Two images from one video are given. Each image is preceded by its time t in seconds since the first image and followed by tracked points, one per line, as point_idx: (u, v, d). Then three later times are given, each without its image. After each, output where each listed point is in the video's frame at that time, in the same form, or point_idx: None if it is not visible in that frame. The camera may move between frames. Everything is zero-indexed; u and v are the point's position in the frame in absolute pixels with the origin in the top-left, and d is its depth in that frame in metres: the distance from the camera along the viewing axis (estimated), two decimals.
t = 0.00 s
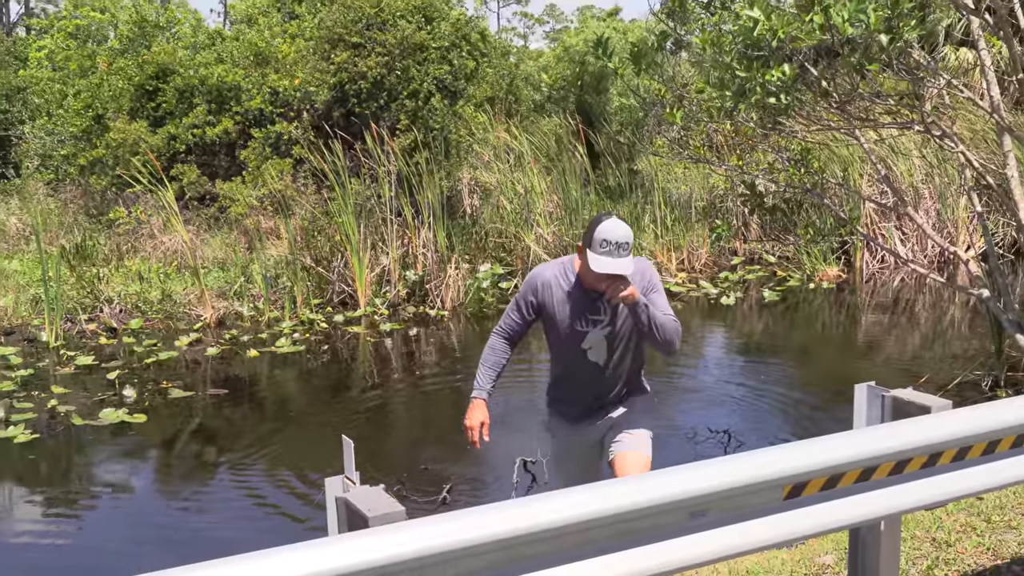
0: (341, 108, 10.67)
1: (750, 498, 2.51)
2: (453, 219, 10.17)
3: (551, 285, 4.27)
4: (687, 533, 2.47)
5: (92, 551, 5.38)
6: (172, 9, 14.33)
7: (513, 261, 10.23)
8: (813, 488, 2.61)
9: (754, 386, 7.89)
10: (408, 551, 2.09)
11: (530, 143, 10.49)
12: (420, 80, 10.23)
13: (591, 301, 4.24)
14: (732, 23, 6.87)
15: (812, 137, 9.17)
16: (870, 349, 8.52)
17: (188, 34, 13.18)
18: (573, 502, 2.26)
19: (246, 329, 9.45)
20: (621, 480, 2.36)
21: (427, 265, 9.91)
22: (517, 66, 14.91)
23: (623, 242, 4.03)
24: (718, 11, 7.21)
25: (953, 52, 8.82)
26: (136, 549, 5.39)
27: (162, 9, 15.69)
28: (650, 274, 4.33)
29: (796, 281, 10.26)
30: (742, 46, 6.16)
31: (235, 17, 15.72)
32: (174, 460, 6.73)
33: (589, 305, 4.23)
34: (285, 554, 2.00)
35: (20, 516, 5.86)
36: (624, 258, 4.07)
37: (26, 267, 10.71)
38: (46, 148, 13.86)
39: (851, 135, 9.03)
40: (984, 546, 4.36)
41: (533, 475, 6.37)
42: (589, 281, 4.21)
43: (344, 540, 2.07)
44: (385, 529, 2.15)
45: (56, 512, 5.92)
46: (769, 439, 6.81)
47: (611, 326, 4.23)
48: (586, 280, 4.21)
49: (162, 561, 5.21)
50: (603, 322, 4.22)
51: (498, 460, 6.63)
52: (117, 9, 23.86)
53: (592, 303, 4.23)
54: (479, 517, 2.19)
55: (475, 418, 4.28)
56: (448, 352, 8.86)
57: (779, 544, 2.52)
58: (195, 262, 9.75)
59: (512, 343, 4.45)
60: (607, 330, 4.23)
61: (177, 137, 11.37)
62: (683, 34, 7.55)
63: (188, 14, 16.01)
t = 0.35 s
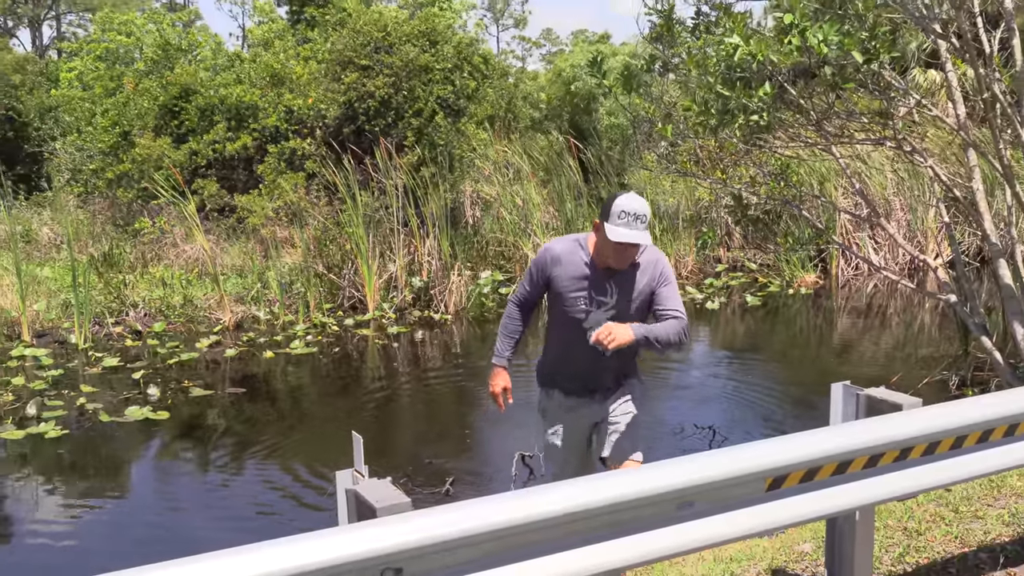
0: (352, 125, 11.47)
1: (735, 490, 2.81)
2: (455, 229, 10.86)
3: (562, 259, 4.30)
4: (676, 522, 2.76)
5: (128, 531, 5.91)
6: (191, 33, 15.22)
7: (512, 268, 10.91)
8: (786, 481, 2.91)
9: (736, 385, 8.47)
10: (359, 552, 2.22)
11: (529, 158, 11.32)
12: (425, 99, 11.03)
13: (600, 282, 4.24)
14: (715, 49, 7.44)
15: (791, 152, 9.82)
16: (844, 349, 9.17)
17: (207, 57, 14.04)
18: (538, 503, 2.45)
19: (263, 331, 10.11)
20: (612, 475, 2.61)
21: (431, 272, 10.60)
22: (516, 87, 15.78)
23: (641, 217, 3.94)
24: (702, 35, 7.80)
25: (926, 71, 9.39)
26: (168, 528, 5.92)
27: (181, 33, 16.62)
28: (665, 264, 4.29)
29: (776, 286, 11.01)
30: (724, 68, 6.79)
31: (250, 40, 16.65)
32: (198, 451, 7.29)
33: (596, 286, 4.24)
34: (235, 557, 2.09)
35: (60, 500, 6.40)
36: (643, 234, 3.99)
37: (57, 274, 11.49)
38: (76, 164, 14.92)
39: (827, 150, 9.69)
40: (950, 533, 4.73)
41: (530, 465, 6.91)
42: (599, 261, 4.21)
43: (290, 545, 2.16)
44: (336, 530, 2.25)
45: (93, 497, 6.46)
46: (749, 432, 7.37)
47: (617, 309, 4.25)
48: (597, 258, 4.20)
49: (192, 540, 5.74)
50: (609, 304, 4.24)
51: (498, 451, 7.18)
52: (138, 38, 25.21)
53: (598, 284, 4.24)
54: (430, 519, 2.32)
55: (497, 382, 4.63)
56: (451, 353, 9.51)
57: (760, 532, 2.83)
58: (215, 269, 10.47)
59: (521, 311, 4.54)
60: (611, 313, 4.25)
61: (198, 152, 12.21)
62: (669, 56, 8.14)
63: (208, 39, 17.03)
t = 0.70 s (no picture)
0: (361, 142, 12.25)
1: (719, 483, 3.05)
2: (457, 238, 11.69)
3: (533, 241, 4.18)
4: (663, 512, 3.01)
5: (154, 515, 6.51)
6: (212, 55, 16.15)
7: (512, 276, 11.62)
8: (766, 473, 3.17)
9: (717, 385, 9.09)
10: (308, 552, 2.37)
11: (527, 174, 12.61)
12: (429, 117, 11.80)
13: (570, 261, 4.06)
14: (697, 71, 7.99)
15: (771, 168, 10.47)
16: (819, 352, 9.84)
17: (226, 79, 15.00)
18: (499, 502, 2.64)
19: (277, 334, 10.83)
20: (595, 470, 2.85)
21: (435, 278, 11.36)
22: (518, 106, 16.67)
23: (592, 173, 3.98)
24: (685, 59, 8.38)
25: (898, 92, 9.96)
26: (189, 514, 6.51)
27: (203, 55, 17.62)
28: (638, 240, 4.08)
29: (756, 292, 11.96)
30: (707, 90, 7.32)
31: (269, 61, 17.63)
32: (217, 445, 7.92)
33: (567, 264, 4.06)
34: (193, 555, 2.23)
35: (91, 487, 7.03)
36: (598, 186, 3.97)
37: (86, 280, 12.36)
38: (105, 178, 15.90)
39: (804, 167, 10.35)
40: (919, 523, 4.90)
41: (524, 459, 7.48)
42: (568, 237, 4.06)
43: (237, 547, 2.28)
44: (288, 532, 2.40)
45: (121, 484, 7.08)
46: (727, 426, 7.94)
47: (588, 287, 4.03)
48: (563, 233, 4.06)
49: (212, 525, 6.32)
50: (579, 283, 4.04)
51: (494, 446, 7.75)
52: (163, 60, 26.52)
53: (569, 261, 4.06)
54: (376, 521, 2.49)
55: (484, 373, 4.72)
56: (452, 355, 10.21)
57: (742, 521, 3.10)
58: (233, 276, 11.27)
59: (506, 304, 4.47)
60: (581, 292, 4.03)
61: (218, 167, 13.05)
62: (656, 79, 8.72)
63: (229, 61, 18.05)
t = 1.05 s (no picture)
0: (363, 150, 12.29)
1: (719, 488, 3.07)
2: (459, 245, 11.74)
3: (505, 242, 4.02)
4: (664, 519, 3.01)
5: (156, 522, 6.55)
6: (214, 64, 16.26)
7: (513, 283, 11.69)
8: (768, 479, 3.18)
9: (717, 390, 9.12)
10: (308, 559, 2.41)
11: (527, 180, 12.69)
12: (431, 125, 11.89)
13: (548, 251, 3.92)
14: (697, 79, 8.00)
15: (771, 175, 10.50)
16: (820, 357, 9.87)
17: (229, 87, 15.11)
18: (495, 509, 2.67)
19: (279, 341, 10.89)
20: (593, 477, 2.88)
21: (436, 285, 11.44)
22: (516, 114, 16.80)
23: (555, 157, 3.87)
24: (685, 68, 8.43)
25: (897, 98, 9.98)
26: (190, 521, 6.55)
27: (205, 65, 17.75)
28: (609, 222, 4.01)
29: (756, 298, 12.05)
30: (708, 97, 7.36)
31: (270, 70, 17.75)
32: (219, 452, 7.97)
33: (546, 256, 3.92)
34: (200, 560, 2.29)
35: (94, 493, 7.08)
36: (561, 170, 3.85)
37: (90, 287, 12.44)
38: (108, 186, 16.01)
39: (803, 174, 10.39)
40: (921, 529, 4.91)
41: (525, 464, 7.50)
42: (541, 229, 3.92)
43: (238, 552, 2.35)
44: (297, 538, 2.46)
45: (123, 491, 7.13)
46: (727, 432, 7.96)
47: (572, 274, 3.88)
48: (535, 225, 3.92)
49: (214, 531, 6.36)
50: (562, 271, 3.89)
51: (495, 452, 7.77)
52: (165, 70, 26.77)
53: (547, 252, 3.92)
54: (374, 528, 2.53)
55: (462, 395, 4.20)
56: (454, 360, 10.27)
57: (745, 528, 3.10)
58: (235, 283, 11.34)
59: (485, 321, 4.22)
60: (566, 280, 3.88)
61: (221, 175, 13.14)
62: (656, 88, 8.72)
63: (231, 70, 18.19)
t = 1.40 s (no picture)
0: (373, 160, 12.40)
1: (729, 500, 3.05)
2: (468, 255, 11.78)
3: (522, 250, 4.11)
4: (673, 530, 3.01)
5: (164, 532, 6.54)
6: (225, 76, 16.35)
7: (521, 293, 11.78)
8: (776, 492, 3.16)
9: (727, 401, 9.08)
10: (328, 568, 2.40)
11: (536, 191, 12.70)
12: (441, 135, 11.96)
13: (556, 262, 3.94)
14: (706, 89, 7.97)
15: (779, 186, 10.48)
16: (830, 368, 9.82)
17: (240, 99, 15.22)
18: (510, 518, 2.66)
19: (288, 351, 10.91)
20: (607, 487, 2.87)
21: (445, 295, 11.47)
22: (524, 125, 16.90)
23: (544, 168, 3.90)
24: (693, 78, 8.41)
25: (907, 108, 9.94)
26: (199, 531, 6.54)
27: (217, 76, 17.88)
28: (629, 238, 3.92)
29: (765, 309, 12.06)
30: (716, 107, 7.31)
31: (281, 82, 17.88)
32: (228, 461, 7.98)
33: (555, 266, 3.94)
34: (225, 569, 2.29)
35: (103, 503, 7.08)
36: (547, 182, 3.87)
37: (100, 297, 12.53)
38: (119, 197, 16.12)
39: (813, 184, 10.38)
40: (933, 543, 4.87)
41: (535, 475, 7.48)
42: (554, 238, 3.96)
43: (254, 559, 2.34)
44: (315, 547, 2.45)
45: (131, 500, 7.13)
46: (737, 443, 7.92)
47: (575, 286, 3.87)
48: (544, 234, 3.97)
49: (222, 541, 6.35)
50: (566, 282, 3.89)
51: (503, 462, 7.75)
52: (176, 82, 27.00)
53: (555, 262, 3.94)
54: (390, 536, 2.53)
55: (473, 404, 4.20)
56: (463, 370, 10.27)
57: (753, 540, 3.07)
58: (245, 293, 11.38)
59: (507, 327, 4.32)
60: (569, 291, 3.88)
61: (231, 186, 13.20)
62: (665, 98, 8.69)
63: (240, 82, 18.32)
